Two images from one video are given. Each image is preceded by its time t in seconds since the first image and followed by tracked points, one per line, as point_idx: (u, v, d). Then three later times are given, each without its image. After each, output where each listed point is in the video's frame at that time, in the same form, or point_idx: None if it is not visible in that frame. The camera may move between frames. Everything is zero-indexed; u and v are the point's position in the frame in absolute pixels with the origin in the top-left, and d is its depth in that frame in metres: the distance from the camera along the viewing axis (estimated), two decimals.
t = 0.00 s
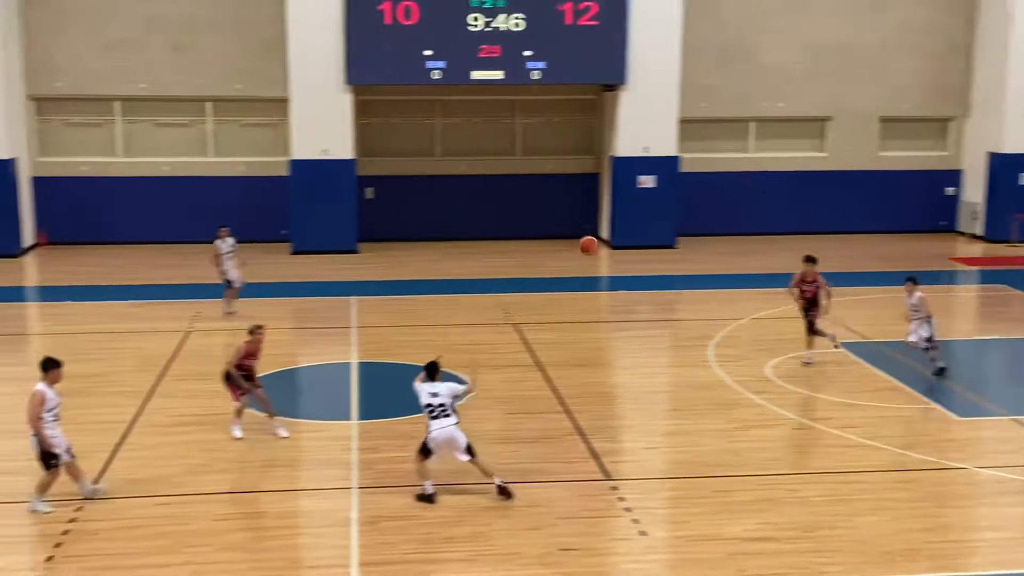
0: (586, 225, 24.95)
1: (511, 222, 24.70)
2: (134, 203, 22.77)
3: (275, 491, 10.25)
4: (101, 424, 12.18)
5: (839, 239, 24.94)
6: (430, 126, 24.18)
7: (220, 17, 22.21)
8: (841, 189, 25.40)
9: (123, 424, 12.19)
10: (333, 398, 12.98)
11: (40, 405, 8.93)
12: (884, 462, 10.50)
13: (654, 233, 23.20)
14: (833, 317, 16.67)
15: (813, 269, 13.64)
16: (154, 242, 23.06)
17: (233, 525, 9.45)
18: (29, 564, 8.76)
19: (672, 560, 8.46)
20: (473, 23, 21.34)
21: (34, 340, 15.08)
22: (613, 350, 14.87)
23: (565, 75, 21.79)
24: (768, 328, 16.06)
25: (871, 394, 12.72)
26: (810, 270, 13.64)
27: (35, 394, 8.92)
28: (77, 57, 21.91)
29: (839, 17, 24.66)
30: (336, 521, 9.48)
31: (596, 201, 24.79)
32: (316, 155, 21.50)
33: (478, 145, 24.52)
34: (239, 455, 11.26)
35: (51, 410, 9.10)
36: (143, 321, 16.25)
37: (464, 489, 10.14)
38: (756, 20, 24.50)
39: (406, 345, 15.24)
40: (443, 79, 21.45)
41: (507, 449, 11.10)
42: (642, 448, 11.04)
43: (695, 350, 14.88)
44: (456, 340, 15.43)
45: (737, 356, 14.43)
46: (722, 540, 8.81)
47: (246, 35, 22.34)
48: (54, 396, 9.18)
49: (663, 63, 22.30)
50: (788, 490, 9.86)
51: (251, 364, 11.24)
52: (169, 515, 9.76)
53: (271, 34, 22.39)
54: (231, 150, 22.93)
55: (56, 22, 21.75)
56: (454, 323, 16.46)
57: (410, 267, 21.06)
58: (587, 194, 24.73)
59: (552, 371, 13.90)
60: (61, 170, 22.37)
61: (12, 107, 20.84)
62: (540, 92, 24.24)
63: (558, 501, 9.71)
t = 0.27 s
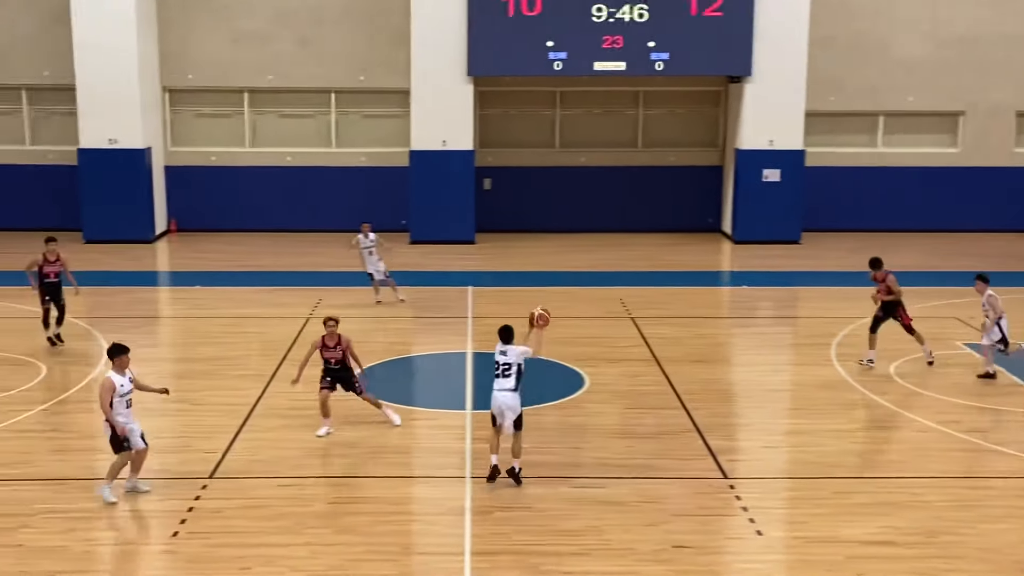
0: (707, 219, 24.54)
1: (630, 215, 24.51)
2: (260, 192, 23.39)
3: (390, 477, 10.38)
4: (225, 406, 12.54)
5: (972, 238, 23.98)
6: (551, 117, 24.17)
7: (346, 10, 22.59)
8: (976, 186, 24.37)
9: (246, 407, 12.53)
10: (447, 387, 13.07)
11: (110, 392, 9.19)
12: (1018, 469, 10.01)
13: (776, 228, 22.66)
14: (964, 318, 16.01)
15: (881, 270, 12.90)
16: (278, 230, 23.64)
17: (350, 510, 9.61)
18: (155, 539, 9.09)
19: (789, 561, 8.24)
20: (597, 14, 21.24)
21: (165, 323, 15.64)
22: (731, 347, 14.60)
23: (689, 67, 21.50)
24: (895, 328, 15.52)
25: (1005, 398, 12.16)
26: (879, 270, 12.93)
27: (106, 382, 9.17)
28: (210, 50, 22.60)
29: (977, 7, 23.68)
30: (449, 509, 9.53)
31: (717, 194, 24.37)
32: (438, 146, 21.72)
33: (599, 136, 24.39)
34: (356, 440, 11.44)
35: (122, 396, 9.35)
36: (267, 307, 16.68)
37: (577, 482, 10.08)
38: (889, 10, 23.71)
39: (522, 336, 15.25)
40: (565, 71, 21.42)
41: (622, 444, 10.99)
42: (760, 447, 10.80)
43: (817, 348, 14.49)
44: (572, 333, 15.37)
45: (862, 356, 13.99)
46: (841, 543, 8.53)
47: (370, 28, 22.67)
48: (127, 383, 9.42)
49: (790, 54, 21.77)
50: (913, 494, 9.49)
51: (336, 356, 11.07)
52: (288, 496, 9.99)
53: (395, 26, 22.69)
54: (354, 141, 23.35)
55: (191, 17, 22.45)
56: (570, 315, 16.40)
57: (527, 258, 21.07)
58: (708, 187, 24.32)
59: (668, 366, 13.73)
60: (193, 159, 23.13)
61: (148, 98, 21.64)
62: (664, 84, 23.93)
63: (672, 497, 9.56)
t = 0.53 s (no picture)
0: (818, 217, 23.98)
1: (738, 212, 24.14)
2: (370, 186, 23.75)
3: (493, 471, 10.42)
4: (333, 396, 12.79)
5: None
6: (661, 113, 23.93)
7: (457, 6, 22.76)
8: None
9: (353, 397, 12.74)
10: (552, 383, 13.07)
11: (158, 385, 9.33)
12: None
13: (890, 228, 22.00)
14: None
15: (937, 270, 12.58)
16: (387, 224, 23.97)
17: (452, 502, 9.68)
18: (264, 524, 9.32)
19: (898, 568, 7.99)
20: (709, 9, 20.94)
21: (276, 313, 16.02)
22: (841, 348, 14.25)
23: (804, 64, 21.05)
24: (1017, 332, 14.92)
25: None
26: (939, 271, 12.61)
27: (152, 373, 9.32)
28: (323, 46, 23.03)
29: None
30: (552, 505, 9.52)
31: (829, 193, 23.79)
32: (546, 141, 21.72)
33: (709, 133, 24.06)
34: (460, 434, 11.53)
35: (166, 391, 9.52)
36: (374, 299, 16.93)
37: (681, 481, 9.96)
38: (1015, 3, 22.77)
39: (626, 333, 15.15)
40: (676, 67, 21.18)
41: (727, 444, 10.82)
42: (870, 451, 10.51)
43: (931, 351, 14.04)
44: (678, 331, 15.20)
45: (980, 360, 13.49)
46: (954, 552, 8.24)
47: (480, 24, 22.80)
48: (169, 377, 9.60)
49: (909, 50, 21.10)
50: None
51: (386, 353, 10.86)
52: (392, 487, 10.12)
53: (506, 22, 22.76)
54: (463, 136, 23.52)
55: (306, 14, 22.92)
56: (676, 313, 16.23)
57: (632, 255, 20.92)
58: (821, 186, 23.76)
59: (776, 367, 13.47)
60: (305, 153, 23.62)
61: (264, 93, 22.17)
62: (777, 79, 23.43)
63: (777, 499, 9.37)
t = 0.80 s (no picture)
0: (925, 218, 23.27)
1: (841, 212, 23.57)
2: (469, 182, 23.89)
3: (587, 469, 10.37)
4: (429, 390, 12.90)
5: None
6: (763, 111, 23.55)
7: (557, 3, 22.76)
8: None
9: (448, 392, 12.84)
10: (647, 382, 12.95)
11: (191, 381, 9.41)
12: None
13: (1001, 230, 21.22)
14: None
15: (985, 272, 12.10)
16: (484, 220, 24.07)
17: (546, 499, 9.66)
18: (360, 514, 9.45)
19: None
20: (814, 6, 20.51)
21: (374, 307, 16.24)
22: (946, 352, 13.82)
23: (912, 62, 20.47)
24: None
25: None
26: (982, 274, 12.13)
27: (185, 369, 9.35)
28: (424, 43, 23.26)
29: None
30: (646, 504, 9.44)
31: (937, 193, 23.07)
32: (645, 138, 21.55)
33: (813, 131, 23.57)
34: (554, 430, 11.51)
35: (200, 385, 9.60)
36: (470, 295, 17.03)
37: (777, 483, 9.78)
38: None
39: (723, 333, 14.94)
40: (779, 64, 20.80)
41: (826, 447, 10.59)
42: (975, 457, 10.16)
43: None
44: (776, 332, 14.93)
45: None
46: None
47: (580, 20, 22.76)
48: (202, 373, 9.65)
49: None
50: None
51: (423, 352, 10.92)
52: (486, 481, 10.16)
53: (606, 20, 22.67)
54: (562, 133, 23.50)
55: (408, 12, 23.18)
56: (774, 313, 15.94)
57: (730, 254, 20.60)
58: (928, 185, 23.06)
59: (877, 369, 13.13)
60: (405, 149, 23.88)
61: (366, 90, 22.50)
62: (883, 77, 22.85)
63: (877, 504, 9.14)
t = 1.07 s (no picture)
0: None
1: (940, 217, 22.89)
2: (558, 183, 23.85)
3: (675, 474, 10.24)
4: (516, 390, 12.89)
5: None
6: (860, 112, 23.05)
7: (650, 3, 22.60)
8: None
9: (535, 393, 12.82)
10: (737, 386, 12.75)
11: (220, 371, 9.44)
12: None
13: None
14: None
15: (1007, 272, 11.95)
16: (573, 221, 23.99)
17: (633, 503, 9.57)
18: (446, 513, 9.48)
19: None
20: (914, 5, 19.97)
21: (463, 306, 16.30)
22: None
23: (1018, 62, 19.79)
24: None
25: None
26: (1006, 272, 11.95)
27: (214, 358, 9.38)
28: (516, 44, 23.31)
29: None
30: (734, 510, 9.28)
31: None
32: (738, 140, 21.25)
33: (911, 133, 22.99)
34: (640, 434, 11.40)
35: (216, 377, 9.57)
36: (557, 296, 16.98)
37: (870, 492, 9.54)
38: None
39: (816, 338, 14.62)
40: (877, 65, 20.31)
41: (922, 457, 10.28)
42: None
43: None
44: (870, 337, 14.57)
45: None
46: None
47: (673, 20, 22.56)
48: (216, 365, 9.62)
49: None
50: None
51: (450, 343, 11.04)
52: (573, 484, 10.11)
53: (700, 20, 22.45)
54: (653, 135, 23.33)
55: (500, 13, 23.26)
56: (868, 319, 15.55)
57: (824, 258, 20.17)
58: None
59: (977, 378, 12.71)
60: (495, 150, 23.95)
61: (458, 90, 22.64)
62: (986, 78, 22.17)
63: (976, 517, 8.85)
